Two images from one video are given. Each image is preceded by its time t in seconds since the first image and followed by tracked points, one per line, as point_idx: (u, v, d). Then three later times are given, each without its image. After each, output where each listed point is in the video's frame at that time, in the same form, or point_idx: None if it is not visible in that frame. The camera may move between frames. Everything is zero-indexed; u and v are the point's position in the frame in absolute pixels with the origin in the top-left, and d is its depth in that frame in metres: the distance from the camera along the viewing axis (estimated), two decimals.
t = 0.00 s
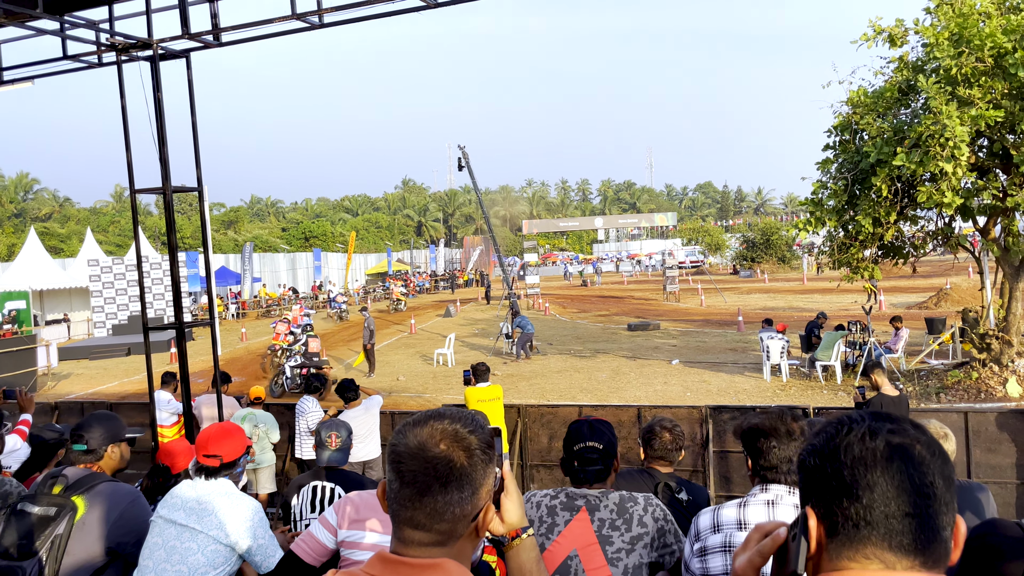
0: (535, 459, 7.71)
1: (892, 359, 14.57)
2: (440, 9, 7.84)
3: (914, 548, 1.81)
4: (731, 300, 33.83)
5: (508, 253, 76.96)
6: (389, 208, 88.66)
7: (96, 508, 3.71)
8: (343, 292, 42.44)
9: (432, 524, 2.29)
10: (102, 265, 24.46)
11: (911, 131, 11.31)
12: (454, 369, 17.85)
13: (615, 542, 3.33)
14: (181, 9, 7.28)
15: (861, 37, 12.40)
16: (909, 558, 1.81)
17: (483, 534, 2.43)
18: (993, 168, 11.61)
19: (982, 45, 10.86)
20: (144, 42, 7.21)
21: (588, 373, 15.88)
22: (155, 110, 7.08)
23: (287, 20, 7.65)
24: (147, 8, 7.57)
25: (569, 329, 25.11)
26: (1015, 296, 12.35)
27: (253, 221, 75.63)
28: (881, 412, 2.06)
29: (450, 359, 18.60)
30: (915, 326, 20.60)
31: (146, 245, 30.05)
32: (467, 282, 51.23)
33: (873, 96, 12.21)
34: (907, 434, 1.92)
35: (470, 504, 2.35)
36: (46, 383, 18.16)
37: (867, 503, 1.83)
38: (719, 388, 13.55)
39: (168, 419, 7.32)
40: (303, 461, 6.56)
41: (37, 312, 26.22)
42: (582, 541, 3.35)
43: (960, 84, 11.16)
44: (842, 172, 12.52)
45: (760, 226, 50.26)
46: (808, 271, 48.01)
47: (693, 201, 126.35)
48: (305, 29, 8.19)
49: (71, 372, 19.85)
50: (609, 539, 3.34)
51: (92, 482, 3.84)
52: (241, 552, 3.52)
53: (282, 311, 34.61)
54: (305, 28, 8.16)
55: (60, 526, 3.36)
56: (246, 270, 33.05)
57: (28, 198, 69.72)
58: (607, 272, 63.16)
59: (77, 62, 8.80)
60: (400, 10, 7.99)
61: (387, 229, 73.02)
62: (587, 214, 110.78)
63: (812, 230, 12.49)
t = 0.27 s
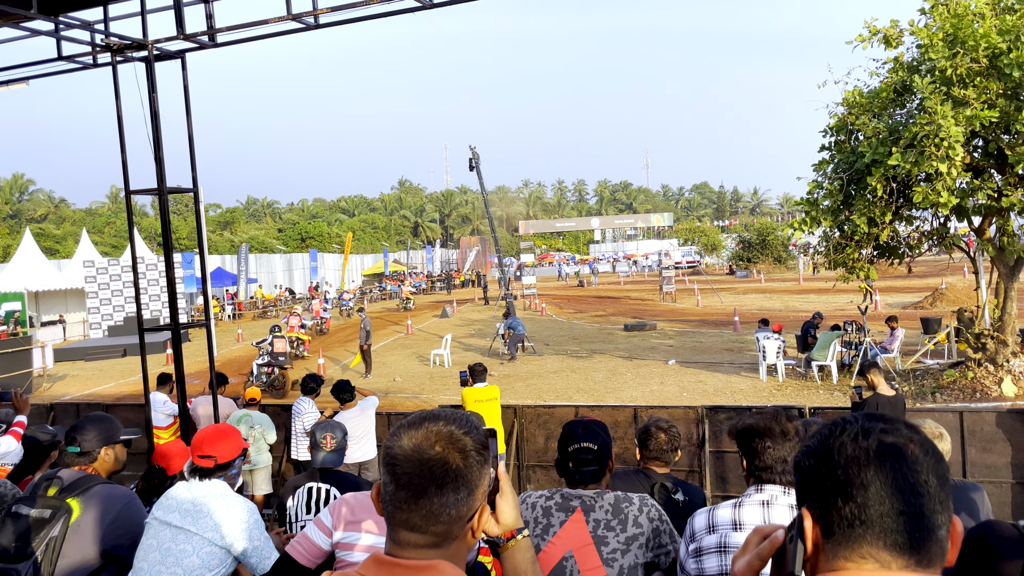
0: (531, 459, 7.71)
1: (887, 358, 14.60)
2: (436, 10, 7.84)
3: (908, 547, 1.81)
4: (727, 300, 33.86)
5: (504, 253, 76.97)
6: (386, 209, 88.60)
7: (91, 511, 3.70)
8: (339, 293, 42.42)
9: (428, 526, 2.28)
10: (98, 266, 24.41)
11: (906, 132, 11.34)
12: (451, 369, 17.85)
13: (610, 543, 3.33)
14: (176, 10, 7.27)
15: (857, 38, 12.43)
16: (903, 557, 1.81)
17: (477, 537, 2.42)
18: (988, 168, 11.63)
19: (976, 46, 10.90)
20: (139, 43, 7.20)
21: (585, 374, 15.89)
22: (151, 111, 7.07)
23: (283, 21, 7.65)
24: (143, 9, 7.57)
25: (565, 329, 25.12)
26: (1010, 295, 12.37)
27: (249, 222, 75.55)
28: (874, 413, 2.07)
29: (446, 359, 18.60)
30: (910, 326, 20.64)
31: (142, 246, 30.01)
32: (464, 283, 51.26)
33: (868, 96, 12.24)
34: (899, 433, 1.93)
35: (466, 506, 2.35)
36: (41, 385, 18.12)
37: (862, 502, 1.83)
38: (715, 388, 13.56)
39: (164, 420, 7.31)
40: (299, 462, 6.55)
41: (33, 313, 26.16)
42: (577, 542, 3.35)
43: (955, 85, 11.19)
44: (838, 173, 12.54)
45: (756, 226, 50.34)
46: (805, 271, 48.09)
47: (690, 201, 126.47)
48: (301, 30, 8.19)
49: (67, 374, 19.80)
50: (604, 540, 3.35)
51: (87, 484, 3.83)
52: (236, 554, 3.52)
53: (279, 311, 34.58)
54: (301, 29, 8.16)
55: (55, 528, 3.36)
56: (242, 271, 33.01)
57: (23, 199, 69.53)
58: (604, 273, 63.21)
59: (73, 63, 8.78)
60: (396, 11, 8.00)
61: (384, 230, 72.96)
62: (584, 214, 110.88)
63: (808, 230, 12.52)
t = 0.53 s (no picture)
0: (527, 460, 7.71)
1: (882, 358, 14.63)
2: (430, 10, 7.83)
3: (897, 545, 1.81)
4: (722, 300, 33.90)
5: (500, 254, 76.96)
6: (381, 209, 88.49)
7: (85, 512, 3.70)
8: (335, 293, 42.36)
9: (427, 528, 2.27)
10: (92, 266, 24.32)
11: (900, 132, 11.36)
12: (446, 370, 17.84)
13: (606, 543, 3.33)
14: (170, 10, 7.25)
15: (851, 38, 12.45)
16: (892, 554, 1.81)
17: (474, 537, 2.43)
18: (982, 168, 11.66)
19: (970, 46, 10.94)
20: (133, 43, 7.18)
21: (580, 374, 15.89)
22: (144, 111, 7.05)
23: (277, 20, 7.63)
24: (136, 9, 7.54)
25: (561, 330, 25.13)
26: (1004, 295, 12.41)
27: (243, 222, 75.37)
28: (864, 413, 2.08)
29: (442, 360, 18.59)
30: (904, 326, 20.69)
31: (136, 246, 29.92)
32: (459, 283, 51.26)
33: (863, 96, 12.26)
34: (889, 433, 1.94)
35: (464, 508, 2.36)
36: (35, 386, 18.05)
37: (853, 499, 1.84)
38: (710, 388, 13.57)
39: (158, 422, 7.29)
40: (294, 463, 6.53)
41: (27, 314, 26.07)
42: (572, 542, 3.35)
43: (949, 85, 11.22)
44: (832, 173, 12.55)
45: (751, 226, 50.42)
46: (799, 271, 48.17)
47: (685, 202, 126.59)
48: (295, 31, 8.17)
49: (61, 375, 19.73)
50: (599, 540, 3.35)
51: (81, 486, 3.82)
52: (230, 556, 3.51)
53: (274, 312, 34.52)
54: (294, 29, 8.14)
55: (48, 530, 3.35)
56: (237, 272, 32.93)
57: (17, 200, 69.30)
58: (599, 273, 63.24)
59: (66, 63, 8.75)
60: (390, 11, 7.98)
61: (379, 230, 72.87)
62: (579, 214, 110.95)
63: (802, 230, 12.54)
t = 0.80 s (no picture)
0: (521, 460, 7.71)
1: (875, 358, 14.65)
2: (424, 9, 7.83)
3: (876, 540, 1.82)
4: (716, 300, 33.98)
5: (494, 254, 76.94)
6: (376, 209, 88.36)
7: (77, 513, 3.68)
8: (329, 294, 42.30)
9: (420, 530, 2.27)
10: (85, 267, 24.23)
11: (893, 132, 11.40)
12: (441, 370, 17.84)
13: (600, 543, 3.33)
14: (163, 10, 7.23)
15: (844, 39, 12.48)
16: (872, 548, 1.82)
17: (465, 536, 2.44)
18: (975, 168, 11.69)
19: (963, 46, 10.99)
20: (125, 43, 7.16)
21: (575, 374, 15.91)
22: (137, 111, 7.03)
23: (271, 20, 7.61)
24: (129, 8, 7.52)
25: (555, 329, 25.14)
26: (996, 294, 12.45)
27: (237, 223, 75.15)
28: (844, 412, 2.10)
29: (436, 360, 18.57)
30: (898, 326, 20.75)
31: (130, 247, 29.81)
32: (454, 283, 51.23)
33: (856, 97, 12.29)
34: (868, 430, 1.96)
35: (457, 507, 2.37)
36: (28, 387, 17.98)
37: (833, 495, 1.84)
38: (704, 387, 13.58)
39: (151, 422, 7.24)
40: (288, 464, 6.52)
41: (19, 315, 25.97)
42: (567, 542, 3.35)
43: (942, 85, 11.27)
44: (825, 173, 12.59)
45: (745, 226, 50.55)
46: (793, 271, 48.32)
47: (679, 202, 126.82)
48: (289, 31, 8.16)
49: (54, 376, 19.65)
50: (593, 540, 3.35)
51: (74, 487, 3.80)
52: (223, 557, 3.50)
53: (268, 312, 34.45)
54: (288, 29, 8.13)
55: (42, 531, 3.33)
56: (231, 272, 32.85)
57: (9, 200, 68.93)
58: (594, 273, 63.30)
59: (58, 63, 8.72)
60: (384, 11, 7.98)
61: (374, 231, 72.80)
62: (573, 214, 111.02)
63: (796, 230, 12.57)
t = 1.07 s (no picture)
0: (515, 460, 7.72)
1: (868, 358, 14.70)
2: (418, 9, 7.83)
3: (856, 536, 1.82)
4: (710, 300, 34.05)
5: (489, 254, 76.91)
6: (369, 210, 88.19)
7: (68, 514, 3.67)
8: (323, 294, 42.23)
9: (410, 530, 2.27)
10: (77, 267, 24.16)
11: (885, 133, 11.44)
12: (435, 370, 17.84)
13: (593, 542, 3.34)
14: (155, 9, 7.21)
15: (837, 40, 12.51)
16: (853, 545, 1.82)
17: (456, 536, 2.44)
18: (967, 169, 11.74)
19: (955, 47, 11.04)
20: (117, 42, 7.13)
21: (568, 374, 15.92)
22: (130, 111, 7.01)
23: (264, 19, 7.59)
24: (121, 8, 7.49)
25: (550, 330, 25.17)
26: (988, 294, 12.49)
27: (230, 223, 74.94)
28: (826, 412, 2.11)
29: (430, 360, 18.57)
30: (890, 326, 20.83)
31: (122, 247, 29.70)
32: (448, 283, 51.20)
33: (849, 97, 12.33)
34: (849, 429, 1.97)
35: (448, 506, 2.37)
36: (20, 388, 17.91)
37: (813, 492, 1.85)
38: (697, 387, 13.61)
39: (144, 423, 7.25)
40: (282, 465, 6.51)
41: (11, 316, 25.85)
42: (559, 542, 3.36)
43: (934, 86, 11.31)
44: (818, 173, 12.64)
45: (738, 226, 50.67)
46: (786, 271, 48.44)
47: (673, 202, 127.05)
48: (282, 30, 8.13)
49: (46, 376, 19.56)
50: (586, 540, 3.35)
51: (65, 488, 3.79)
52: (215, 557, 3.49)
53: (262, 312, 34.39)
54: (281, 28, 8.11)
55: (32, 533, 3.32)
56: (224, 272, 32.78)
57: None
58: (588, 273, 63.36)
59: (50, 62, 8.68)
60: (378, 11, 7.98)
61: (368, 231, 72.65)
62: (568, 214, 111.12)
63: (788, 231, 12.62)
